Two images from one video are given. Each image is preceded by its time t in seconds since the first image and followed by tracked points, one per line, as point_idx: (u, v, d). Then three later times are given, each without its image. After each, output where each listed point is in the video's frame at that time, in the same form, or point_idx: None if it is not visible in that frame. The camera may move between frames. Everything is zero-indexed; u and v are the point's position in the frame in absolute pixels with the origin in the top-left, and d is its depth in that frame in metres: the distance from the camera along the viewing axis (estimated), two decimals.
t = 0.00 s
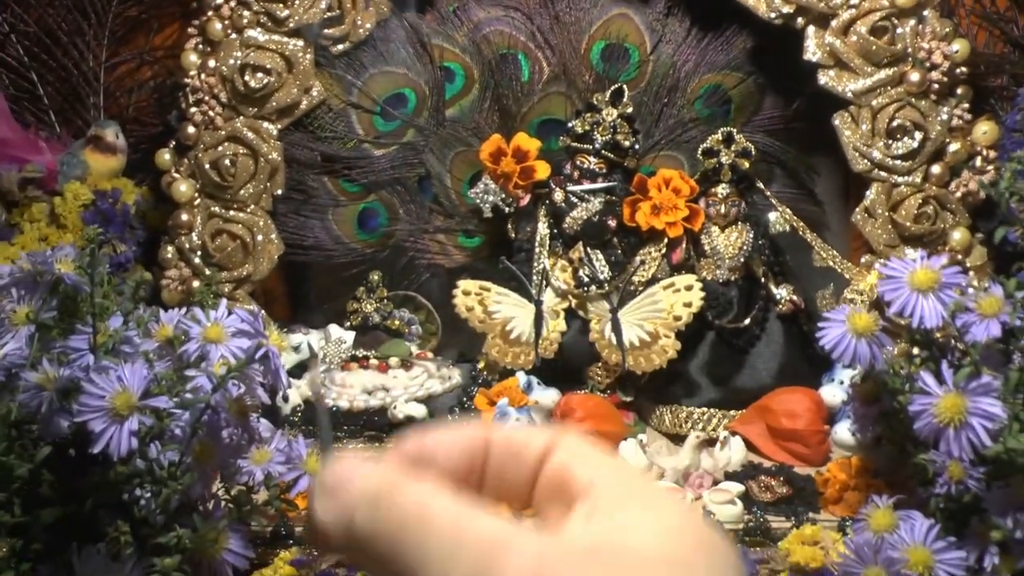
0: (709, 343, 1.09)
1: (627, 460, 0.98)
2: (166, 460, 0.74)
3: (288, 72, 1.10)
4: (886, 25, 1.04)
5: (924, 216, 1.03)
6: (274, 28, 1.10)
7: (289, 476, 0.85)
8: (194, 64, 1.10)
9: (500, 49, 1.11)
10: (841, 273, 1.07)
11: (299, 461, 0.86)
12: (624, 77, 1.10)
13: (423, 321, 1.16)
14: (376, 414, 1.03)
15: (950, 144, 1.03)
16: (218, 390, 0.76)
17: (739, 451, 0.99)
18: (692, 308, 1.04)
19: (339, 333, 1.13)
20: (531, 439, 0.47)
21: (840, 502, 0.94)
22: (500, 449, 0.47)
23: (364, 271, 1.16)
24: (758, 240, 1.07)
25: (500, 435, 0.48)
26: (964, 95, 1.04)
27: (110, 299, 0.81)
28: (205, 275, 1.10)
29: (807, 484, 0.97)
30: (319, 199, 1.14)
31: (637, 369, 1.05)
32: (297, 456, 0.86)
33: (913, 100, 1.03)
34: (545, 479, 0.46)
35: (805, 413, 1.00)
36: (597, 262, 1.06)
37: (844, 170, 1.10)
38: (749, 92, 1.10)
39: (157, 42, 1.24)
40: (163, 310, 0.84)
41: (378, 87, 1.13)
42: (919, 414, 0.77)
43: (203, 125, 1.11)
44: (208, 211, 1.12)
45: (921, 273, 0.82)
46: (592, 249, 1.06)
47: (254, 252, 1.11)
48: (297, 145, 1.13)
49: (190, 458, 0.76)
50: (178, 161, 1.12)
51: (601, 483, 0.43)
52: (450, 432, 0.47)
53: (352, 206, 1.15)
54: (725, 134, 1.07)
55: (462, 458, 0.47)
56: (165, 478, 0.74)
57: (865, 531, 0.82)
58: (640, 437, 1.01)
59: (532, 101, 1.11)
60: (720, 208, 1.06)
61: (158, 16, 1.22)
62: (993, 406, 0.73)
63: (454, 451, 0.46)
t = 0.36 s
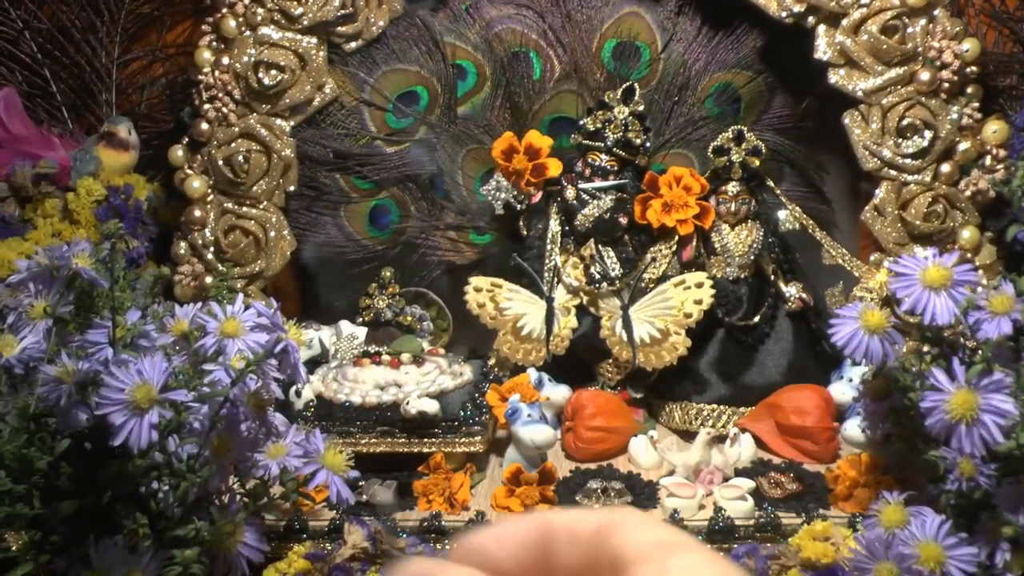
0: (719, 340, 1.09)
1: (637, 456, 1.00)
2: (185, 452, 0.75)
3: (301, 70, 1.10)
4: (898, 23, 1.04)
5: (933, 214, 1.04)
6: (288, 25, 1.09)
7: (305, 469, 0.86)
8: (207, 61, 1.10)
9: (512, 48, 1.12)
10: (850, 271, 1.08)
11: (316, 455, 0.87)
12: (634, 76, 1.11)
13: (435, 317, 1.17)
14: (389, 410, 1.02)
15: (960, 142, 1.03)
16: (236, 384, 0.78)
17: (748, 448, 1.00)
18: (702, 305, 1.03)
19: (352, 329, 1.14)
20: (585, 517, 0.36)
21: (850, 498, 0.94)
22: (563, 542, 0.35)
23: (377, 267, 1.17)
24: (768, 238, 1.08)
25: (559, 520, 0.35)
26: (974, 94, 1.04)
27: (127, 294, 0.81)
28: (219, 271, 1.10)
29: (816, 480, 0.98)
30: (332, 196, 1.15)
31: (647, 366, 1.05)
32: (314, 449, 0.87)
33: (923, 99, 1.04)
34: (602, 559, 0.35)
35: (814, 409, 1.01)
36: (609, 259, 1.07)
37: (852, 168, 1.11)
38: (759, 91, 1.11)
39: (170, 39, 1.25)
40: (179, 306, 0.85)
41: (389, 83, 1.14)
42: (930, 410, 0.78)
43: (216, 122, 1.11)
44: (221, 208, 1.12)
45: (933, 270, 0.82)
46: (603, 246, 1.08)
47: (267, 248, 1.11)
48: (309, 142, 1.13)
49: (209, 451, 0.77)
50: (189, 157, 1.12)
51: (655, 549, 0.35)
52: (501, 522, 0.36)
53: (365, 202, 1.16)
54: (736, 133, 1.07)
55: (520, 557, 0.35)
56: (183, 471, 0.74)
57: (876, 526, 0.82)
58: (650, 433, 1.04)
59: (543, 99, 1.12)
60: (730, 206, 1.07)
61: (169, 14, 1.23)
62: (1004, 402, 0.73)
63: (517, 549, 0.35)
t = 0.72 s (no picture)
0: (726, 335, 1.09)
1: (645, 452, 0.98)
2: (192, 449, 0.75)
3: (305, 67, 1.10)
4: (904, 18, 1.04)
5: (940, 209, 1.03)
6: (292, 22, 1.10)
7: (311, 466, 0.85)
8: (212, 58, 1.10)
9: (516, 44, 1.12)
10: (856, 267, 1.07)
11: (324, 451, 0.86)
12: (639, 71, 1.10)
13: (440, 314, 1.17)
14: (396, 407, 1.03)
15: (967, 137, 1.03)
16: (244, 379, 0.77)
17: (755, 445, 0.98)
18: (708, 301, 1.04)
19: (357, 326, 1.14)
20: (670, 400, 0.46)
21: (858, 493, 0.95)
22: (645, 416, 0.46)
23: (383, 264, 1.16)
24: (774, 233, 1.07)
25: (645, 397, 0.47)
26: (980, 89, 1.04)
27: (133, 291, 0.81)
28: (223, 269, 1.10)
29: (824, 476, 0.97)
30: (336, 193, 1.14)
31: (653, 362, 1.05)
32: (321, 446, 0.87)
33: (929, 93, 1.03)
34: (687, 437, 0.45)
35: (821, 406, 0.99)
36: (615, 255, 1.07)
37: (857, 163, 1.11)
38: (765, 86, 1.10)
39: (173, 36, 1.24)
40: (184, 303, 0.84)
41: (393, 79, 1.14)
42: (940, 404, 0.77)
43: (220, 120, 1.11)
44: (225, 205, 1.12)
45: (942, 264, 0.82)
46: (609, 242, 1.07)
47: (271, 245, 1.11)
48: (313, 139, 1.13)
49: (215, 448, 0.77)
50: (194, 155, 1.12)
51: (738, 433, 0.43)
52: (587, 396, 0.47)
53: (369, 199, 1.16)
54: (742, 128, 1.07)
55: (606, 418, 0.46)
56: (190, 467, 0.74)
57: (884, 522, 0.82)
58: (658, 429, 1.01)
59: (548, 95, 1.12)
60: (737, 202, 1.07)
61: (172, 11, 1.23)
62: (1015, 397, 0.73)
63: (600, 416, 0.46)
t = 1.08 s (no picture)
0: (719, 334, 1.09)
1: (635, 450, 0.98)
2: (181, 452, 0.75)
3: (297, 67, 1.10)
4: (895, 15, 1.04)
5: (933, 206, 1.03)
6: (284, 23, 1.10)
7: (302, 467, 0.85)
8: (204, 59, 1.10)
9: (508, 44, 1.12)
10: (849, 265, 1.07)
11: (314, 452, 0.86)
12: (632, 71, 1.10)
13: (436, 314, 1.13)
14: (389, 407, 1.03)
15: (959, 134, 1.03)
16: (231, 382, 0.77)
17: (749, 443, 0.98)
18: (701, 300, 1.04)
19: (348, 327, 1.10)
20: (574, 305, 0.48)
21: (851, 492, 0.95)
22: (553, 317, 0.48)
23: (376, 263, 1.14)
24: (767, 232, 1.08)
25: (552, 301, 0.48)
26: (973, 85, 1.03)
27: (123, 293, 0.81)
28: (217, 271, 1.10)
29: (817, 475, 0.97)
30: (329, 194, 1.14)
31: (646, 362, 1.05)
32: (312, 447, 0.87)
33: (921, 91, 1.03)
34: (592, 346, 0.47)
35: (815, 404, 1.00)
36: (608, 255, 1.08)
37: (853, 161, 1.10)
38: (757, 84, 1.10)
39: (167, 38, 1.24)
40: (176, 304, 0.84)
41: (386, 80, 1.14)
42: (930, 402, 0.77)
43: (212, 121, 1.11)
44: (218, 207, 1.12)
45: (931, 262, 0.82)
46: (602, 241, 1.08)
47: (264, 246, 1.11)
48: (306, 140, 1.13)
49: (206, 449, 0.77)
50: (187, 156, 1.12)
51: (655, 346, 0.44)
52: (496, 299, 0.48)
53: (363, 199, 1.15)
54: (733, 126, 1.08)
55: (512, 326, 0.48)
56: (179, 469, 0.74)
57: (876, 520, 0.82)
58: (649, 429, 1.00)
59: (541, 95, 1.12)
60: (729, 200, 1.07)
61: (165, 13, 1.23)
62: (1003, 394, 0.73)
63: (500, 326, 0.47)
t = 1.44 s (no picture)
0: (727, 333, 1.08)
1: (645, 451, 0.97)
2: (190, 455, 0.74)
3: (302, 68, 1.09)
4: (904, 12, 1.03)
5: (942, 203, 1.03)
6: (289, 23, 1.09)
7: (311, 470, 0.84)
8: (208, 60, 1.09)
9: (514, 42, 1.11)
10: (858, 262, 1.07)
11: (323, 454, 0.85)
12: (638, 68, 1.10)
13: (440, 315, 1.17)
14: (396, 409, 1.03)
15: (969, 130, 1.02)
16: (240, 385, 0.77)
17: (758, 441, 0.99)
18: (709, 299, 1.03)
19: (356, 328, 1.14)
20: (517, 441, 0.42)
21: (862, 492, 0.93)
22: (493, 457, 0.42)
23: (382, 265, 1.16)
24: (775, 230, 1.07)
25: (492, 439, 0.42)
26: (982, 82, 1.03)
27: (129, 296, 0.80)
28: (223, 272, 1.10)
29: (828, 474, 0.97)
30: (334, 194, 1.14)
31: (655, 361, 1.05)
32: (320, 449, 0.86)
33: (930, 87, 1.03)
34: (537, 481, 0.41)
35: (825, 403, 1.00)
36: (615, 254, 1.06)
37: (860, 158, 1.10)
38: (765, 82, 1.10)
39: (170, 39, 1.24)
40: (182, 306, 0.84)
41: (391, 80, 1.13)
42: (943, 402, 0.77)
43: (217, 122, 1.10)
44: (223, 208, 1.11)
45: (944, 260, 0.82)
46: (610, 240, 1.07)
47: (269, 247, 1.10)
48: (311, 140, 1.12)
49: (214, 453, 0.76)
50: (192, 157, 1.11)
51: (590, 473, 0.40)
52: (436, 444, 0.42)
53: (368, 199, 1.15)
54: (742, 125, 1.06)
55: (456, 470, 0.41)
56: (188, 473, 0.74)
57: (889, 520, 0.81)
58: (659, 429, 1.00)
59: (547, 93, 1.11)
60: (737, 198, 1.07)
61: (168, 14, 1.22)
62: (1019, 393, 0.72)
63: (446, 468, 0.41)
